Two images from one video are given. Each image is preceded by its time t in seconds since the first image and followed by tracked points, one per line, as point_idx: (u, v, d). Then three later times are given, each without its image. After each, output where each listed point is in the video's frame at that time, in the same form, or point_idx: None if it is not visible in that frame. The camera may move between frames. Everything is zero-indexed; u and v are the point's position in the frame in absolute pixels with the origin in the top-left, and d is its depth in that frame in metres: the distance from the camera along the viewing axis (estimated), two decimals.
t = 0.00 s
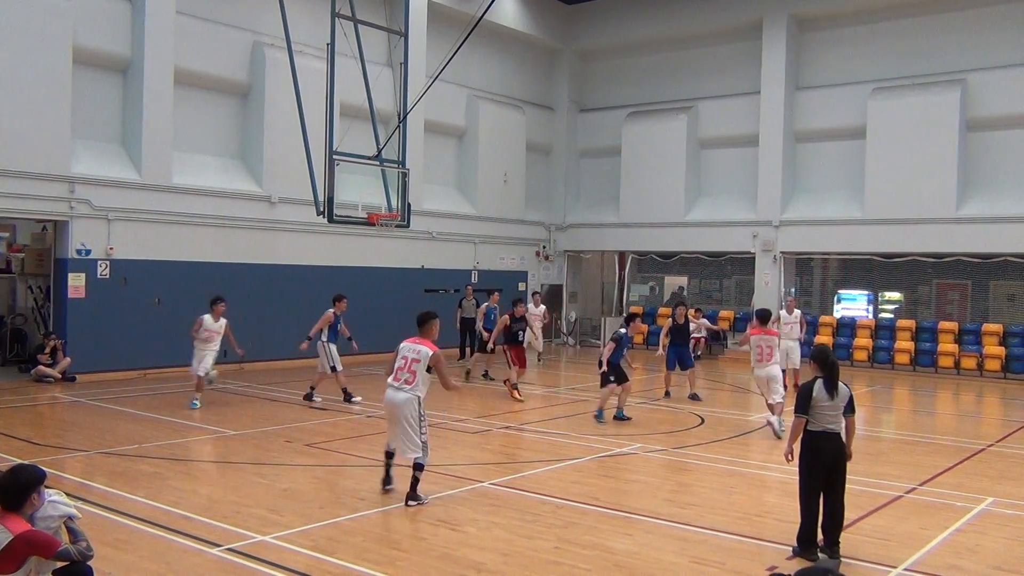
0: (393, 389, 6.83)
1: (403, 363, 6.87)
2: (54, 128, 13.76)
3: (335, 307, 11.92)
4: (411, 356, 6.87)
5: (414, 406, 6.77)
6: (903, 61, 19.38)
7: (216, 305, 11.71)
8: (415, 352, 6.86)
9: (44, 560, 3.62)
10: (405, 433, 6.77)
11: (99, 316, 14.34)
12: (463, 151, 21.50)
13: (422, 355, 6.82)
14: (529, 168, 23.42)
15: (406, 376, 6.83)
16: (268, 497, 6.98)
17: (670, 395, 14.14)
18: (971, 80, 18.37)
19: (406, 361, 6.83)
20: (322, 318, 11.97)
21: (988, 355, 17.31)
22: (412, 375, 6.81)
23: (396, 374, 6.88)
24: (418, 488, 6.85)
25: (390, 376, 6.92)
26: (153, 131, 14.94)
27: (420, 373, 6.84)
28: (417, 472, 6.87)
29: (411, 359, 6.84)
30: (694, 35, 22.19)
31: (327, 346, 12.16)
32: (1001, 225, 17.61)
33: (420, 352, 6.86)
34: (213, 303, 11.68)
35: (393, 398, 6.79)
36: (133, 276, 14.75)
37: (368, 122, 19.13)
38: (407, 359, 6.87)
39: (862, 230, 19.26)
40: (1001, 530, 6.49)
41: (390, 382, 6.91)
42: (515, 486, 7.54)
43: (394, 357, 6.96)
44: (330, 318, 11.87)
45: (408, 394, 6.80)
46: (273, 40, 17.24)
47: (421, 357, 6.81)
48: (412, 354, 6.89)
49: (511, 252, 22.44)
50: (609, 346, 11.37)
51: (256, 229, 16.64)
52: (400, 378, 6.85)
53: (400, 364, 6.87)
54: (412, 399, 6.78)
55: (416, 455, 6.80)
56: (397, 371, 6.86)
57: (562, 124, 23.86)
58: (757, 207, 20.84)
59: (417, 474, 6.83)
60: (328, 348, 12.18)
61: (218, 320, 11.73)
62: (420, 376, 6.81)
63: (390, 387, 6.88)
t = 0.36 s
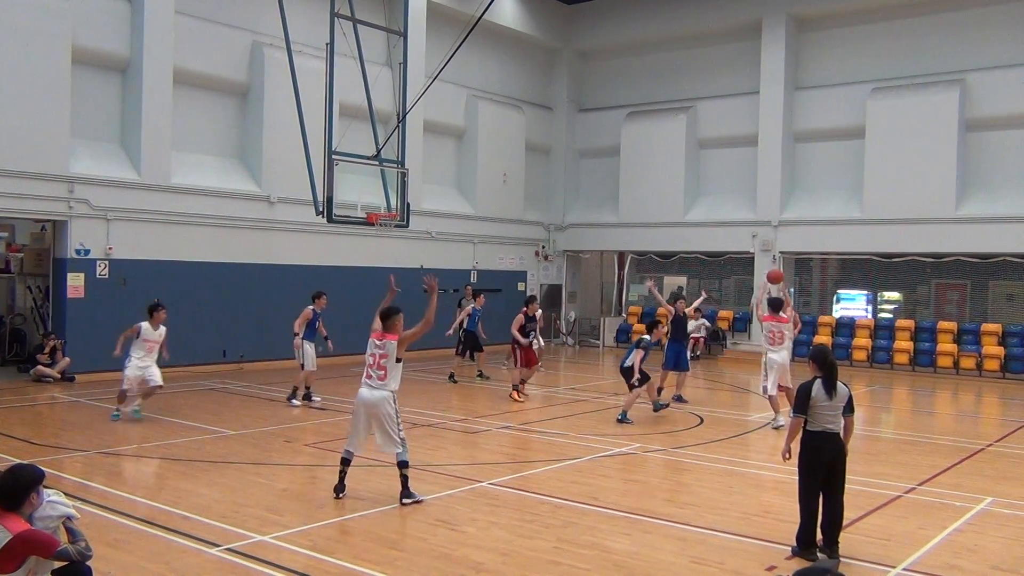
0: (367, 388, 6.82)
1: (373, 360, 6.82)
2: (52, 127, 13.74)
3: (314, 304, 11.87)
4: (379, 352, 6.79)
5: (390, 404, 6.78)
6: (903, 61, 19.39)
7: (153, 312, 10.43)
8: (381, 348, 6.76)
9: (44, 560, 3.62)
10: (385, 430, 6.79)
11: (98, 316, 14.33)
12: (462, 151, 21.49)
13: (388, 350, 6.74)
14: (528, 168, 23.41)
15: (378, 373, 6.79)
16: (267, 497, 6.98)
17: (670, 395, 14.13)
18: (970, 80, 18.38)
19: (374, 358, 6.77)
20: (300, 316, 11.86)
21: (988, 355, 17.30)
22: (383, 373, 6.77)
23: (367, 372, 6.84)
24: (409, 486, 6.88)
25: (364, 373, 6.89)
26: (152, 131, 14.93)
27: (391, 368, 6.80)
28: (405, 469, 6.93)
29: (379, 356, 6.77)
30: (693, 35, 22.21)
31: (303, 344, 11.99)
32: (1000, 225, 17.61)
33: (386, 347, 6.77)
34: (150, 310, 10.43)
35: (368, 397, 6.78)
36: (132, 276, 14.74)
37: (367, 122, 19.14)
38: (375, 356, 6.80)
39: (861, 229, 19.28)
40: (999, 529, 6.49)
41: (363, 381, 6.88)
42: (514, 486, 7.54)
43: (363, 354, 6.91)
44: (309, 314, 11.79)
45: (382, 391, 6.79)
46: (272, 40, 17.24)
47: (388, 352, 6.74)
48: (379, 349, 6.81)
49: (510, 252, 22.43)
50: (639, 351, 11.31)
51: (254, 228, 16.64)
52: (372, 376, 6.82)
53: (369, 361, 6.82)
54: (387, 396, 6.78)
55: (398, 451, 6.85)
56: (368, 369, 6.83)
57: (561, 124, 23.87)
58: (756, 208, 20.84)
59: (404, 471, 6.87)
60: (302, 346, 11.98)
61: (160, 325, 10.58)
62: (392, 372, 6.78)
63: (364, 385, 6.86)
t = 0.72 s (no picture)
0: (362, 388, 6.79)
1: (365, 361, 6.80)
2: (51, 127, 13.74)
3: (298, 304, 11.81)
4: (371, 351, 6.78)
5: (387, 404, 6.77)
6: (902, 61, 19.39)
7: (121, 308, 9.45)
8: (373, 348, 6.76)
9: (43, 560, 3.62)
10: (384, 429, 6.78)
11: (97, 316, 14.32)
12: (461, 151, 21.49)
13: (380, 349, 6.74)
14: (528, 168, 23.41)
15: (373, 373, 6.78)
16: (267, 497, 6.98)
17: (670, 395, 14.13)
18: (970, 80, 18.39)
19: (367, 359, 6.76)
20: (284, 317, 11.76)
21: (987, 355, 17.30)
22: (377, 372, 6.76)
23: (361, 373, 6.83)
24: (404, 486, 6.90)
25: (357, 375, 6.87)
26: (151, 131, 14.93)
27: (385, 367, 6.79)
28: (401, 469, 6.92)
29: (372, 356, 6.76)
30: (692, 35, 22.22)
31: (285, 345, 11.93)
32: (999, 225, 17.63)
33: (378, 346, 6.77)
34: (118, 306, 9.44)
35: (364, 397, 6.75)
36: (132, 276, 14.74)
37: (367, 122, 19.15)
38: (367, 356, 6.79)
39: (860, 229, 19.29)
40: (998, 529, 6.49)
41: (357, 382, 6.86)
42: (513, 486, 7.54)
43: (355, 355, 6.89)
44: (294, 315, 11.72)
45: (378, 390, 6.77)
46: (271, 40, 17.24)
47: (381, 351, 6.74)
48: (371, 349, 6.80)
49: (509, 252, 22.43)
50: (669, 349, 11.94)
51: (254, 228, 16.64)
52: (366, 376, 6.80)
53: (362, 362, 6.80)
54: (384, 395, 6.77)
55: (394, 452, 6.85)
56: (362, 370, 6.81)
57: (560, 124, 23.87)
58: (755, 208, 20.85)
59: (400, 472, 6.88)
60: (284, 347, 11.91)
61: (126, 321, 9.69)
62: (386, 371, 6.77)
63: (358, 386, 6.83)
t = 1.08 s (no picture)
0: (363, 397, 6.80)
1: (368, 370, 6.87)
2: (50, 126, 13.73)
3: (295, 304, 11.77)
4: (374, 361, 6.89)
5: (389, 413, 6.77)
6: (902, 61, 19.39)
7: (100, 307, 9.52)
8: (377, 357, 6.88)
9: (42, 559, 3.62)
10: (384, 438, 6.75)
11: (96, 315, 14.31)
12: (461, 152, 21.49)
13: (385, 358, 6.86)
14: (527, 168, 23.42)
15: (374, 382, 6.83)
16: (266, 497, 6.97)
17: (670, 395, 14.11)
18: (969, 80, 18.40)
19: (371, 366, 6.84)
20: (283, 319, 11.69)
21: (986, 355, 17.31)
22: (379, 380, 6.83)
23: (362, 382, 6.87)
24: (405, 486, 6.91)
25: (357, 386, 6.89)
26: (150, 131, 14.93)
27: (387, 377, 6.86)
28: (405, 471, 6.92)
29: (375, 364, 6.86)
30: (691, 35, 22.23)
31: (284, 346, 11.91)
32: (999, 225, 17.63)
33: (383, 356, 6.89)
34: (98, 306, 9.51)
35: (366, 406, 6.75)
36: (131, 276, 14.73)
37: (367, 122, 19.15)
38: (371, 365, 6.88)
39: (859, 229, 19.29)
40: (997, 529, 6.50)
41: (357, 392, 6.87)
42: (513, 486, 7.54)
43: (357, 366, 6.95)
44: (292, 315, 11.67)
45: (380, 399, 6.79)
46: (271, 40, 17.23)
47: (386, 360, 6.86)
48: (375, 360, 6.91)
49: (509, 252, 22.43)
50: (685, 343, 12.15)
51: (254, 228, 16.64)
52: (368, 385, 6.83)
53: (364, 371, 6.87)
54: (385, 404, 6.78)
55: (401, 453, 6.84)
56: (364, 379, 6.85)
57: (560, 124, 23.86)
58: (754, 208, 20.85)
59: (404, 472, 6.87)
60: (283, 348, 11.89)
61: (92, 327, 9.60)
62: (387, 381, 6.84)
63: (359, 395, 6.83)
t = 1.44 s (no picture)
0: (368, 397, 6.80)
1: (376, 371, 6.88)
2: (50, 126, 13.73)
3: (307, 303, 11.80)
4: (384, 364, 6.90)
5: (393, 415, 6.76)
6: (902, 61, 19.40)
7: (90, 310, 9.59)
8: (388, 359, 6.89)
9: (41, 559, 3.62)
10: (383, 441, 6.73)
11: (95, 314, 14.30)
12: (461, 152, 21.49)
13: (394, 362, 6.85)
14: (527, 168, 23.41)
15: (380, 384, 6.82)
16: (265, 497, 6.97)
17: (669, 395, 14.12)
18: (969, 80, 18.40)
19: (379, 368, 6.85)
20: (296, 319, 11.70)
21: (986, 355, 17.31)
22: (386, 383, 6.82)
23: (369, 382, 6.87)
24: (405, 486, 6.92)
25: (364, 386, 6.90)
26: (150, 131, 14.93)
27: (394, 381, 6.85)
28: (407, 471, 6.92)
29: (384, 366, 6.86)
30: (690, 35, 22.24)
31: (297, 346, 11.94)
32: (999, 225, 17.63)
33: (393, 360, 6.89)
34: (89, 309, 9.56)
35: (369, 406, 6.74)
36: (131, 276, 14.72)
37: (366, 122, 19.15)
38: (380, 366, 6.88)
39: (858, 229, 19.30)
40: (997, 529, 6.50)
41: (363, 391, 6.88)
42: (513, 486, 7.54)
43: (367, 366, 6.97)
44: (305, 315, 11.72)
45: (383, 401, 6.77)
46: (271, 40, 17.23)
47: (394, 364, 6.85)
48: (384, 362, 6.91)
49: (509, 252, 22.43)
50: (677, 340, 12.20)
51: (254, 228, 16.63)
52: (373, 386, 6.83)
53: (373, 372, 6.88)
54: (388, 406, 6.76)
55: (404, 454, 6.85)
56: (370, 380, 6.85)
57: (559, 124, 23.86)
58: (754, 208, 20.85)
59: (406, 471, 6.87)
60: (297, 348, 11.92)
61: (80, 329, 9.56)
62: (394, 385, 6.83)
63: (364, 395, 6.84)
